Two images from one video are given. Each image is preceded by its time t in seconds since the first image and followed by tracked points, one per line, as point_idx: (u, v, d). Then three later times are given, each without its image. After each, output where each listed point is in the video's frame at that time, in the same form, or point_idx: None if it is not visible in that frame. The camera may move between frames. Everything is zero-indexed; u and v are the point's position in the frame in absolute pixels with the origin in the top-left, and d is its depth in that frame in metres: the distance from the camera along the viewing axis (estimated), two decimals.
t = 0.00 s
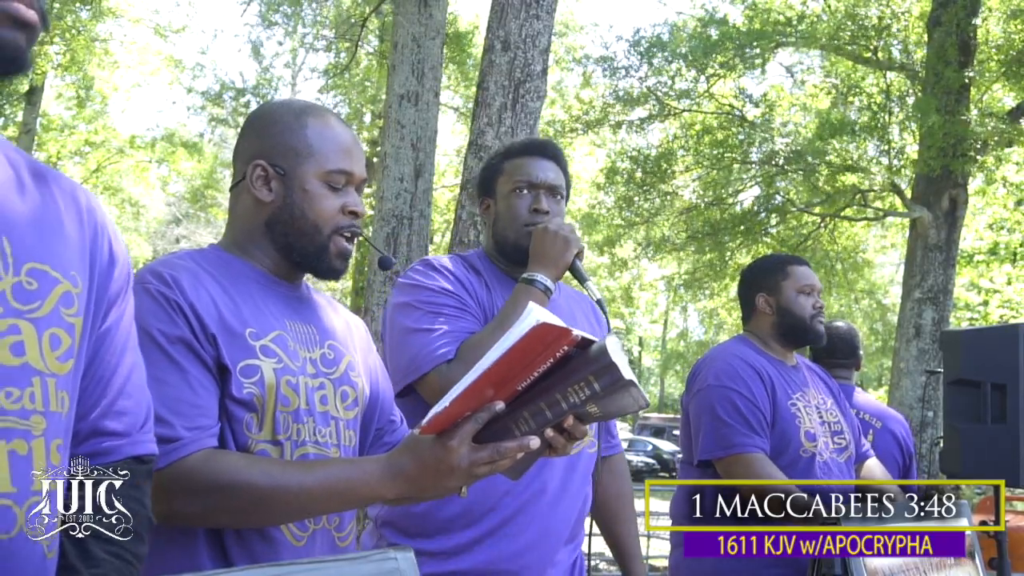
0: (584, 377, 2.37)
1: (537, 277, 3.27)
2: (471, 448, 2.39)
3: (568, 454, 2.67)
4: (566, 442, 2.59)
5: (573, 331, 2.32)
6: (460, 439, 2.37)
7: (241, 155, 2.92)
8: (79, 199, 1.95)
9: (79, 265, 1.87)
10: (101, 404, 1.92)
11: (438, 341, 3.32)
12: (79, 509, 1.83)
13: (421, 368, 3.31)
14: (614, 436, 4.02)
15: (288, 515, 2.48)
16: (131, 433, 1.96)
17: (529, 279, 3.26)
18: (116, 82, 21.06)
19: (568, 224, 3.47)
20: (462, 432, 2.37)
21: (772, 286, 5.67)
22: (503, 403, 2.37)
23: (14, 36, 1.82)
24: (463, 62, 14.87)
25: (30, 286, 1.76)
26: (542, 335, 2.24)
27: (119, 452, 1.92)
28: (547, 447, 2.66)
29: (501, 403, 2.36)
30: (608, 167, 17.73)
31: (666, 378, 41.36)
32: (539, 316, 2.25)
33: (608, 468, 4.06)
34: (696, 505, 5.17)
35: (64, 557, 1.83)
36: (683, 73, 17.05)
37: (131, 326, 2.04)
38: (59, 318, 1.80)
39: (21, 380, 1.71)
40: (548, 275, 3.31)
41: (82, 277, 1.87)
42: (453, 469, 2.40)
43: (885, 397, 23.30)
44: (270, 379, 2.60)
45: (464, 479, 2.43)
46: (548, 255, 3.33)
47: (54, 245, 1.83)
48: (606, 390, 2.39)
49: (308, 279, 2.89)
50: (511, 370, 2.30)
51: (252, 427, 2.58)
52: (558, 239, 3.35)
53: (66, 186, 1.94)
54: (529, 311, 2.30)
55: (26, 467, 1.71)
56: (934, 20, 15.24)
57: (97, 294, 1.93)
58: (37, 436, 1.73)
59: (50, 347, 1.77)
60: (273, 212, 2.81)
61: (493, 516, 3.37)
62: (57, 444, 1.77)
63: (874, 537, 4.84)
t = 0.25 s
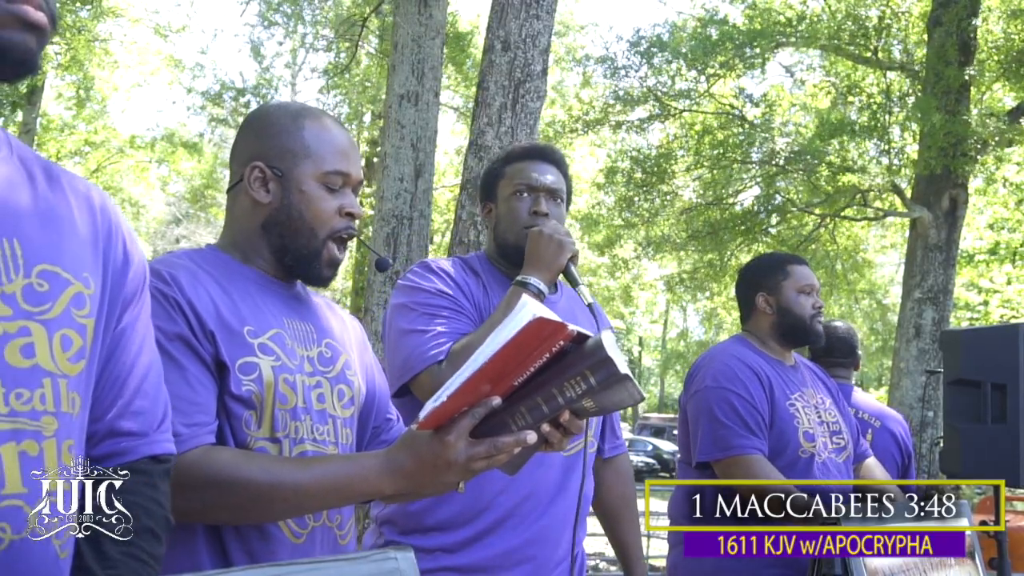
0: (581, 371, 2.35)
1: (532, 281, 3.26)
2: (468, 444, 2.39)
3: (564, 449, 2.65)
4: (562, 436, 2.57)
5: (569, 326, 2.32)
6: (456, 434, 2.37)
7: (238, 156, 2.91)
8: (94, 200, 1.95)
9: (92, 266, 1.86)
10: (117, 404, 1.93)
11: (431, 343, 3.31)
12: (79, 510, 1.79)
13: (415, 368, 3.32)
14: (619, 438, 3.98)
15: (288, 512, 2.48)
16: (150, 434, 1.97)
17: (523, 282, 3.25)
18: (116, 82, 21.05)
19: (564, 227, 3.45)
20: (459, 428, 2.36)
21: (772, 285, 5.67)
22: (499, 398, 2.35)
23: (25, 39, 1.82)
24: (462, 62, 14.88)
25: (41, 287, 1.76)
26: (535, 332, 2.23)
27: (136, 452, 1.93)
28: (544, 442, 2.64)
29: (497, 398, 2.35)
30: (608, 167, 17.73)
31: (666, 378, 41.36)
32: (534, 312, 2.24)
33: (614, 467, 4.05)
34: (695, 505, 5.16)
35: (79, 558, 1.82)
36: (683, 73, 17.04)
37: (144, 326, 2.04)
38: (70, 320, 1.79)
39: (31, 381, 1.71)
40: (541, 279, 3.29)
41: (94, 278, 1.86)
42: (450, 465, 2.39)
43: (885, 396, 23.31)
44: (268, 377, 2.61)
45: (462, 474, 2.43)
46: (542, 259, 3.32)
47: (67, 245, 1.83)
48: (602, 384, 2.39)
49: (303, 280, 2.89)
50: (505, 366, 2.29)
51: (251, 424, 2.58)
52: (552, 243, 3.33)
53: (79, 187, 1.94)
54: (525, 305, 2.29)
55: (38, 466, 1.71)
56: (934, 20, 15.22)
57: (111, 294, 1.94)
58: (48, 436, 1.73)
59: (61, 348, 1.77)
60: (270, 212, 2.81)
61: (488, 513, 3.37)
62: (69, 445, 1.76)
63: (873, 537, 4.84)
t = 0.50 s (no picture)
0: (584, 369, 2.39)
1: (525, 280, 3.23)
2: (472, 441, 2.39)
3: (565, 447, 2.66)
4: (564, 434, 2.58)
5: (572, 323, 2.35)
6: (461, 431, 2.37)
7: (240, 155, 2.91)
8: (104, 202, 1.95)
9: (101, 268, 1.86)
10: (128, 406, 1.94)
11: (427, 344, 3.32)
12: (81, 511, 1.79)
13: (410, 369, 3.32)
14: (619, 435, 3.98)
15: (291, 508, 2.48)
16: (160, 435, 1.98)
17: (517, 281, 3.24)
18: (116, 82, 21.05)
19: (558, 227, 3.44)
20: (463, 425, 2.37)
21: (772, 285, 5.67)
22: (503, 395, 2.36)
23: (30, 41, 1.82)
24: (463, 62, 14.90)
25: (48, 289, 1.76)
26: (540, 328, 2.25)
27: (146, 454, 1.94)
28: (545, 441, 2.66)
29: (501, 395, 2.36)
30: (608, 167, 17.73)
31: (666, 378, 41.37)
32: (539, 308, 2.26)
33: (614, 464, 4.05)
34: (695, 505, 5.15)
35: (88, 560, 1.82)
36: (683, 73, 17.03)
37: (155, 327, 2.04)
38: (77, 321, 1.79)
39: (36, 383, 1.71)
40: (535, 278, 3.27)
41: (103, 279, 1.86)
42: (454, 462, 2.40)
43: (885, 396, 23.31)
44: (272, 375, 2.60)
45: (466, 471, 2.44)
46: (536, 258, 3.30)
47: (75, 247, 1.83)
48: (605, 379, 2.44)
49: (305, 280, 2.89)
50: (509, 363, 2.30)
51: (253, 421, 2.58)
52: (546, 243, 3.32)
53: (88, 189, 1.94)
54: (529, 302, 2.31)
55: (43, 466, 1.71)
56: (934, 20, 15.21)
57: (123, 295, 1.94)
58: (53, 437, 1.73)
59: (67, 350, 1.76)
60: (272, 212, 2.81)
61: (487, 514, 3.37)
62: (75, 446, 1.76)
63: (873, 537, 4.85)
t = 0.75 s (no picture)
0: (587, 369, 2.37)
1: (521, 280, 3.23)
2: (476, 443, 2.40)
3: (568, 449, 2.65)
4: (567, 434, 2.57)
5: (575, 325, 2.31)
6: (465, 434, 2.38)
7: (248, 156, 2.91)
8: (105, 200, 1.95)
9: (100, 267, 1.87)
10: (127, 405, 1.94)
11: (423, 344, 3.32)
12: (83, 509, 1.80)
13: (406, 370, 3.32)
14: (614, 433, 3.98)
15: (293, 511, 2.49)
16: (159, 435, 1.98)
17: (513, 282, 3.23)
18: (116, 82, 21.04)
19: (554, 227, 3.45)
20: (467, 427, 2.38)
21: (771, 284, 5.67)
22: (506, 397, 2.36)
23: (26, 40, 1.82)
24: (463, 63, 14.91)
25: (44, 288, 1.76)
26: (543, 332, 2.24)
27: (145, 455, 1.94)
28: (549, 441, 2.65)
29: (503, 397, 2.36)
30: (608, 167, 17.73)
31: (666, 378, 41.38)
32: (541, 310, 2.24)
33: (610, 462, 4.05)
34: (696, 505, 5.15)
35: (84, 561, 1.81)
36: (683, 73, 17.03)
37: (155, 327, 2.04)
38: (75, 320, 1.79)
39: (32, 382, 1.71)
40: (531, 278, 3.27)
41: (102, 278, 1.86)
42: (458, 464, 2.41)
43: (885, 396, 23.31)
44: (274, 381, 2.60)
45: (470, 473, 2.44)
46: (532, 259, 3.30)
47: (74, 246, 1.83)
48: (607, 381, 2.41)
49: (310, 283, 2.89)
50: (512, 366, 2.30)
51: (254, 427, 2.58)
52: (542, 244, 3.33)
53: (89, 188, 1.95)
54: (531, 305, 2.30)
55: (38, 466, 1.71)
56: (934, 20, 15.20)
57: (122, 295, 1.94)
58: (50, 437, 1.73)
59: (64, 349, 1.77)
60: (278, 214, 2.81)
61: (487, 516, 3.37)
62: (73, 445, 1.76)
63: (873, 537, 4.85)
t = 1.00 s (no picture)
0: (592, 372, 2.38)
1: (518, 281, 3.21)
2: (482, 445, 2.40)
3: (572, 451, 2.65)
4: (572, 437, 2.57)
5: (580, 328, 2.34)
6: (470, 436, 2.37)
7: (257, 157, 2.91)
8: (91, 198, 1.94)
9: (87, 266, 1.85)
10: (112, 404, 1.91)
11: (421, 346, 3.33)
12: (80, 509, 1.80)
13: (403, 372, 3.32)
14: (612, 434, 4.00)
15: (299, 514, 2.48)
16: (143, 435, 1.94)
17: (509, 283, 3.22)
18: (117, 82, 21.04)
19: (553, 228, 3.44)
20: (473, 429, 2.37)
21: (773, 285, 5.67)
22: (512, 399, 2.37)
23: (14, 33, 1.81)
24: (464, 63, 14.92)
25: (32, 285, 1.75)
26: (550, 332, 2.27)
27: (130, 454, 1.91)
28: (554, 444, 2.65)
29: (509, 399, 2.36)
30: (609, 167, 17.74)
31: (666, 378, 41.37)
32: (549, 312, 2.27)
33: (607, 464, 4.06)
34: (695, 505, 5.14)
35: (71, 560, 1.80)
36: (683, 73, 17.04)
37: (142, 327, 2.02)
38: (61, 318, 1.79)
39: (19, 381, 1.71)
40: (528, 280, 3.25)
41: (89, 276, 1.85)
42: (465, 466, 2.40)
43: (885, 396, 23.30)
44: (280, 383, 2.60)
45: (475, 475, 2.44)
46: (529, 260, 3.28)
47: (59, 243, 1.82)
48: (613, 383, 2.43)
49: (316, 284, 2.88)
50: (516, 368, 2.31)
51: (259, 429, 2.58)
52: (540, 244, 3.32)
53: (77, 185, 1.93)
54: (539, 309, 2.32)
55: (24, 466, 1.70)
56: (934, 20, 15.19)
57: (108, 294, 1.92)
58: (36, 436, 1.72)
59: (51, 347, 1.76)
60: (286, 216, 2.81)
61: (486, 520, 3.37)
62: (59, 445, 1.75)
63: (874, 537, 4.84)
